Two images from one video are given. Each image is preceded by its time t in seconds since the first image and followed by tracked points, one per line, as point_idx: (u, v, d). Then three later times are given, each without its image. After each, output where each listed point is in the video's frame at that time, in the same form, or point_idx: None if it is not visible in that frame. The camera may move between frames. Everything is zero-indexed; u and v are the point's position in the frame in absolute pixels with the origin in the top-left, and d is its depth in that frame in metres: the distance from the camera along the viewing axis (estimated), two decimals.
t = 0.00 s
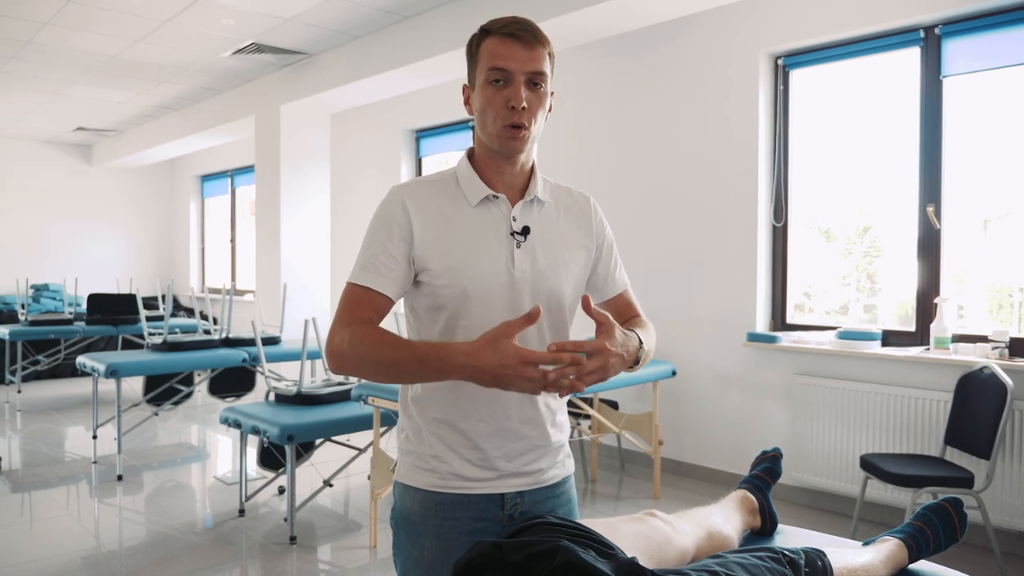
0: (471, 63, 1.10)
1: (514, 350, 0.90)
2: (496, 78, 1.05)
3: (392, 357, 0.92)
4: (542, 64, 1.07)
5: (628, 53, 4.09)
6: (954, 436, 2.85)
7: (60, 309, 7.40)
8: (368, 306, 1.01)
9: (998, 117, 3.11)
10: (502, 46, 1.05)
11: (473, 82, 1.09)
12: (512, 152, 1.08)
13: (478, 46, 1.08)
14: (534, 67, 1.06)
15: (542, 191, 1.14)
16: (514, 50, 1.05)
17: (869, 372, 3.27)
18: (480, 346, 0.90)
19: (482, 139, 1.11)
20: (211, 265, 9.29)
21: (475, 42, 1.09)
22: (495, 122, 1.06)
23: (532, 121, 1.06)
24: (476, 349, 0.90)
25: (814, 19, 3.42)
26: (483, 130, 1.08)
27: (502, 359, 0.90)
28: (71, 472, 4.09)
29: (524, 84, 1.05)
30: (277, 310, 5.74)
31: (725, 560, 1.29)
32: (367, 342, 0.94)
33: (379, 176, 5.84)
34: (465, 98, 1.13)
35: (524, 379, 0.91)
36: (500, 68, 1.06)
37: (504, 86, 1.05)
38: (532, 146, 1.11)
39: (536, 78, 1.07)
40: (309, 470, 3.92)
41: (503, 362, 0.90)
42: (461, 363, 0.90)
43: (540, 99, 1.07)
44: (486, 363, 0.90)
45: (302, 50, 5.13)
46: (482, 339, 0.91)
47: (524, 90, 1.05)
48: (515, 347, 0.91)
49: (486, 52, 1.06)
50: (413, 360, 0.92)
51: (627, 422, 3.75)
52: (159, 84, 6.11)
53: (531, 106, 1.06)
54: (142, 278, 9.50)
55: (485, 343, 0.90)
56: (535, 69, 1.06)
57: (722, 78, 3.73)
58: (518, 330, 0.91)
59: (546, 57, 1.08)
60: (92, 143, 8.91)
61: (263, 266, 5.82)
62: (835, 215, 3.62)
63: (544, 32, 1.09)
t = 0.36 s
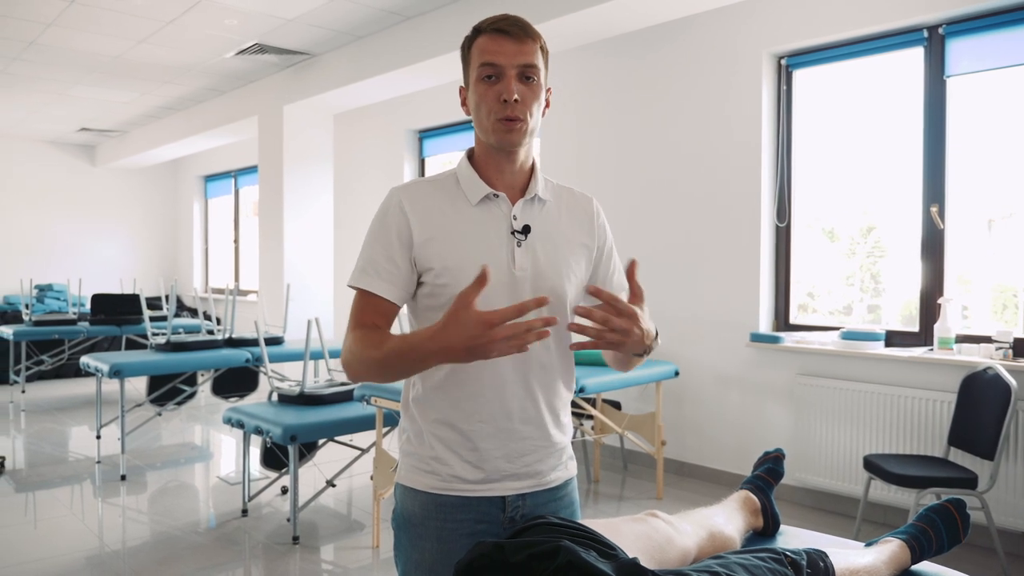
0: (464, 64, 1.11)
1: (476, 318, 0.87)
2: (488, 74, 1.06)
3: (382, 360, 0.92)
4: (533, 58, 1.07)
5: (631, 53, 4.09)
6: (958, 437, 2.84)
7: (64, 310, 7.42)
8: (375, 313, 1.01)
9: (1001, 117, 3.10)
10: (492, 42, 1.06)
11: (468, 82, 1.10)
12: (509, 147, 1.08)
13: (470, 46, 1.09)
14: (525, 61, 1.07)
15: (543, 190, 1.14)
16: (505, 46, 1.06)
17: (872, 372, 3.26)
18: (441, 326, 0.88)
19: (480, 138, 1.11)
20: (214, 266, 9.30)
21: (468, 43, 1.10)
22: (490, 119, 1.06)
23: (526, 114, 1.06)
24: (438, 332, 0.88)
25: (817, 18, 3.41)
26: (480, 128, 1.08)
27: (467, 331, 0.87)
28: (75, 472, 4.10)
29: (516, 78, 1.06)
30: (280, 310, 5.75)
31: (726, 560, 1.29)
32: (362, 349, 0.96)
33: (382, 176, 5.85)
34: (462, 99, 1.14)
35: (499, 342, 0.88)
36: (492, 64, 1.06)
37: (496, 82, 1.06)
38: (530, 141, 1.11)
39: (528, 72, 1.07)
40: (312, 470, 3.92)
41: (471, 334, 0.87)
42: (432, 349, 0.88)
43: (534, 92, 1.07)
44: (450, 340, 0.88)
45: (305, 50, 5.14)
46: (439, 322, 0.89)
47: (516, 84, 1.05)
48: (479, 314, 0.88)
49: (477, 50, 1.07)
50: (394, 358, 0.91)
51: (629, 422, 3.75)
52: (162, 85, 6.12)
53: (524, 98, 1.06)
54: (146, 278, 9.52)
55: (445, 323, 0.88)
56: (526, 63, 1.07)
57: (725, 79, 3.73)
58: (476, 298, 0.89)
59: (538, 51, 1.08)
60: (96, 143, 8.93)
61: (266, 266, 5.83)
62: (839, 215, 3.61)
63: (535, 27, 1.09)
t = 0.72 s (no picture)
0: (462, 68, 1.11)
1: (454, 370, 0.87)
2: (486, 82, 1.06)
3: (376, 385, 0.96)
4: (532, 65, 1.07)
5: (633, 53, 4.09)
6: (961, 437, 2.83)
7: (68, 310, 7.44)
8: (380, 322, 1.05)
9: (1004, 117, 3.10)
10: (490, 49, 1.06)
11: (466, 86, 1.10)
12: (508, 153, 1.09)
13: (468, 50, 1.09)
14: (523, 67, 1.07)
15: (542, 190, 1.14)
16: (503, 53, 1.06)
17: (875, 373, 3.25)
18: (422, 374, 0.89)
19: (478, 142, 1.11)
20: (218, 265, 9.31)
21: (466, 45, 1.10)
22: (488, 126, 1.07)
23: (525, 123, 1.06)
24: (420, 378, 0.89)
25: (819, 18, 3.41)
26: (478, 134, 1.09)
27: (443, 380, 0.87)
28: (79, 472, 4.11)
29: (514, 86, 1.06)
30: (283, 310, 5.75)
31: (726, 560, 1.29)
32: (365, 364, 0.99)
33: (384, 176, 5.86)
34: (461, 101, 1.14)
35: (477, 392, 0.88)
36: (489, 72, 1.06)
37: (494, 90, 1.06)
38: (530, 146, 1.12)
39: (527, 79, 1.07)
40: (315, 470, 3.93)
41: (447, 385, 0.87)
42: (414, 391, 0.90)
43: (532, 99, 1.08)
44: (429, 390, 0.88)
45: (307, 51, 5.15)
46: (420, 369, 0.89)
47: (514, 92, 1.06)
48: (456, 363, 0.87)
49: (475, 56, 1.07)
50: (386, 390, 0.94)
51: (631, 423, 3.75)
52: (165, 85, 6.13)
53: (522, 106, 1.06)
54: (149, 278, 9.54)
55: (425, 371, 0.88)
56: (524, 70, 1.07)
57: (727, 79, 3.72)
58: (451, 348, 0.87)
59: (536, 57, 1.08)
60: (100, 144, 8.95)
61: (269, 266, 5.84)
62: (843, 215, 3.61)
63: (534, 32, 1.09)
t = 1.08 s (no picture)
0: (464, 68, 1.11)
1: (468, 365, 0.87)
2: (487, 84, 1.06)
3: (385, 386, 0.95)
4: (533, 66, 1.07)
5: (634, 53, 4.09)
6: (963, 437, 2.83)
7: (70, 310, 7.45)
8: (382, 322, 1.04)
9: (1006, 117, 3.10)
10: (491, 51, 1.06)
11: (467, 87, 1.10)
12: (508, 154, 1.09)
13: (469, 51, 1.09)
14: (524, 69, 1.07)
15: (543, 191, 1.14)
16: (504, 55, 1.06)
17: (877, 373, 3.25)
18: (434, 370, 0.89)
19: (479, 142, 1.11)
20: (220, 266, 9.32)
21: (467, 46, 1.10)
22: (488, 127, 1.07)
23: (525, 124, 1.07)
24: (432, 374, 0.89)
25: (821, 18, 3.40)
26: (478, 134, 1.09)
27: (458, 376, 0.87)
28: (81, 471, 4.12)
29: (515, 88, 1.06)
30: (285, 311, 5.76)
31: (724, 562, 1.29)
32: (370, 366, 0.99)
33: (386, 177, 5.87)
34: (461, 101, 1.14)
35: (492, 386, 0.88)
36: (491, 73, 1.06)
37: (495, 91, 1.06)
38: (530, 147, 1.12)
39: (527, 81, 1.07)
40: (316, 470, 3.93)
41: (462, 380, 0.87)
42: (427, 388, 0.90)
43: (532, 100, 1.08)
44: (443, 385, 0.88)
45: (309, 52, 5.15)
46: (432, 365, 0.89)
47: (515, 94, 1.06)
48: (470, 358, 0.87)
49: (477, 57, 1.07)
50: (397, 389, 0.93)
51: (633, 423, 3.75)
52: (168, 86, 6.15)
53: (523, 108, 1.06)
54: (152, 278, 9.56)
55: (438, 367, 0.88)
56: (525, 72, 1.07)
57: (729, 79, 3.72)
58: (465, 343, 0.87)
59: (537, 58, 1.08)
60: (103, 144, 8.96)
61: (271, 266, 5.84)
62: (846, 215, 3.60)
63: (536, 33, 1.09)
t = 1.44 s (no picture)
0: (467, 69, 1.11)
1: (475, 358, 0.87)
2: (489, 86, 1.06)
3: (390, 382, 0.94)
4: (535, 69, 1.07)
5: (634, 54, 4.09)
6: (963, 437, 2.82)
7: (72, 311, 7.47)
8: (384, 323, 1.05)
9: (1005, 117, 3.09)
10: (494, 52, 1.06)
11: (469, 88, 1.10)
12: (510, 156, 1.09)
13: (472, 53, 1.09)
14: (527, 72, 1.07)
15: (543, 193, 1.14)
16: (507, 57, 1.06)
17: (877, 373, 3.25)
18: (442, 365, 0.89)
19: (480, 144, 1.11)
20: (222, 266, 9.34)
21: (469, 47, 1.10)
22: (491, 129, 1.07)
23: (527, 126, 1.07)
24: (439, 369, 0.89)
25: (821, 18, 3.40)
26: (480, 136, 1.09)
27: (465, 370, 0.87)
28: (83, 472, 4.12)
29: (518, 90, 1.06)
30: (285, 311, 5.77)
31: (716, 562, 1.29)
32: (372, 365, 0.98)
33: (387, 177, 5.88)
34: (463, 102, 1.14)
35: (499, 381, 0.88)
36: (494, 75, 1.06)
37: (498, 93, 1.06)
38: (531, 150, 1.12)
39: (530, 84, 1.07)
40: (315, 471, 3.94)
41: (469, 375, 0.87)
42: (433, 383, 0.90)
43: (534, 103, 1.08)
44: (450, 379, 0.88)
45: (309, 52, 5.16)
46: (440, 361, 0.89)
47: (517, 97, 1.06)
48: (476, 352, 0.87)
49: (480, 59, 1.07)
50: (403, 385, 0.93)
51: (633, 423, 3.74)
52: (169, 87, 6.16)
53: (525, 111, 1.07)
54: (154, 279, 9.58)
55: (445, 361, 0.88)
56: (528, 74, 1.07)
57: (729, 80, 3.72)
58: (473, 338, 0.87)
59: (539, 61, 1.08)
60: (105, 145, 8.98)
61: (272, 267, 5.85)
62: (851, 215, 3.59)
63: (539, 36, 1.09)
